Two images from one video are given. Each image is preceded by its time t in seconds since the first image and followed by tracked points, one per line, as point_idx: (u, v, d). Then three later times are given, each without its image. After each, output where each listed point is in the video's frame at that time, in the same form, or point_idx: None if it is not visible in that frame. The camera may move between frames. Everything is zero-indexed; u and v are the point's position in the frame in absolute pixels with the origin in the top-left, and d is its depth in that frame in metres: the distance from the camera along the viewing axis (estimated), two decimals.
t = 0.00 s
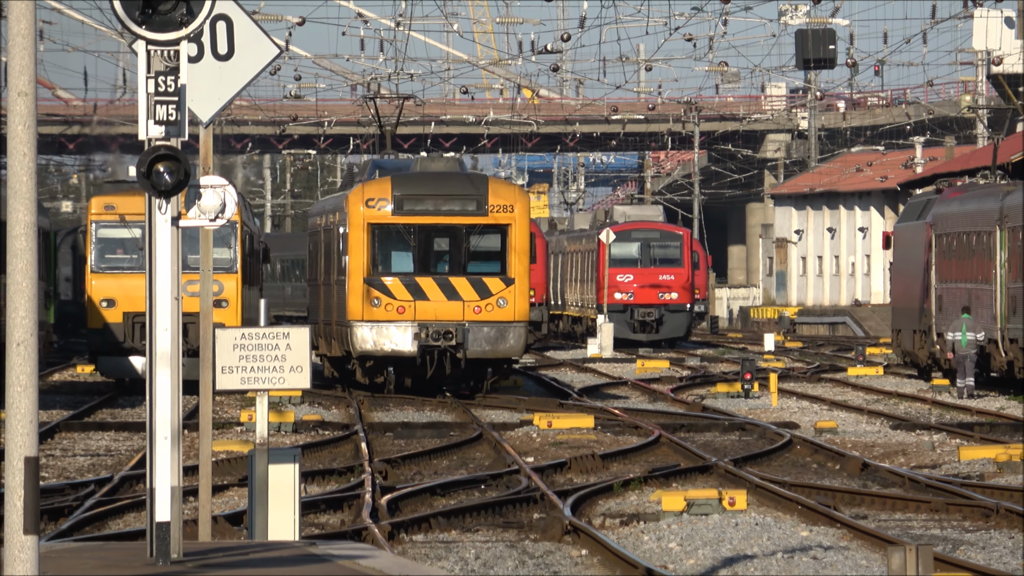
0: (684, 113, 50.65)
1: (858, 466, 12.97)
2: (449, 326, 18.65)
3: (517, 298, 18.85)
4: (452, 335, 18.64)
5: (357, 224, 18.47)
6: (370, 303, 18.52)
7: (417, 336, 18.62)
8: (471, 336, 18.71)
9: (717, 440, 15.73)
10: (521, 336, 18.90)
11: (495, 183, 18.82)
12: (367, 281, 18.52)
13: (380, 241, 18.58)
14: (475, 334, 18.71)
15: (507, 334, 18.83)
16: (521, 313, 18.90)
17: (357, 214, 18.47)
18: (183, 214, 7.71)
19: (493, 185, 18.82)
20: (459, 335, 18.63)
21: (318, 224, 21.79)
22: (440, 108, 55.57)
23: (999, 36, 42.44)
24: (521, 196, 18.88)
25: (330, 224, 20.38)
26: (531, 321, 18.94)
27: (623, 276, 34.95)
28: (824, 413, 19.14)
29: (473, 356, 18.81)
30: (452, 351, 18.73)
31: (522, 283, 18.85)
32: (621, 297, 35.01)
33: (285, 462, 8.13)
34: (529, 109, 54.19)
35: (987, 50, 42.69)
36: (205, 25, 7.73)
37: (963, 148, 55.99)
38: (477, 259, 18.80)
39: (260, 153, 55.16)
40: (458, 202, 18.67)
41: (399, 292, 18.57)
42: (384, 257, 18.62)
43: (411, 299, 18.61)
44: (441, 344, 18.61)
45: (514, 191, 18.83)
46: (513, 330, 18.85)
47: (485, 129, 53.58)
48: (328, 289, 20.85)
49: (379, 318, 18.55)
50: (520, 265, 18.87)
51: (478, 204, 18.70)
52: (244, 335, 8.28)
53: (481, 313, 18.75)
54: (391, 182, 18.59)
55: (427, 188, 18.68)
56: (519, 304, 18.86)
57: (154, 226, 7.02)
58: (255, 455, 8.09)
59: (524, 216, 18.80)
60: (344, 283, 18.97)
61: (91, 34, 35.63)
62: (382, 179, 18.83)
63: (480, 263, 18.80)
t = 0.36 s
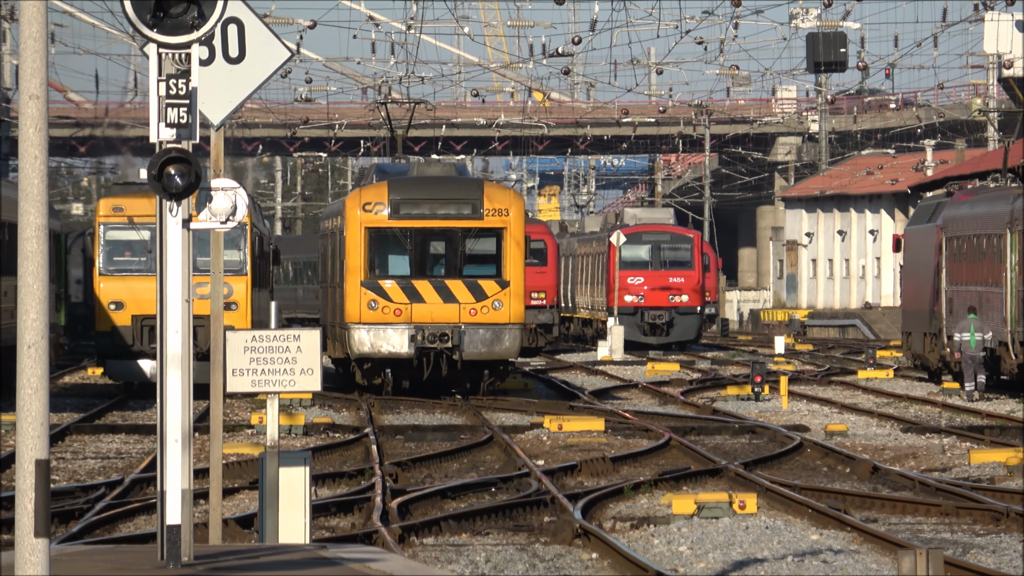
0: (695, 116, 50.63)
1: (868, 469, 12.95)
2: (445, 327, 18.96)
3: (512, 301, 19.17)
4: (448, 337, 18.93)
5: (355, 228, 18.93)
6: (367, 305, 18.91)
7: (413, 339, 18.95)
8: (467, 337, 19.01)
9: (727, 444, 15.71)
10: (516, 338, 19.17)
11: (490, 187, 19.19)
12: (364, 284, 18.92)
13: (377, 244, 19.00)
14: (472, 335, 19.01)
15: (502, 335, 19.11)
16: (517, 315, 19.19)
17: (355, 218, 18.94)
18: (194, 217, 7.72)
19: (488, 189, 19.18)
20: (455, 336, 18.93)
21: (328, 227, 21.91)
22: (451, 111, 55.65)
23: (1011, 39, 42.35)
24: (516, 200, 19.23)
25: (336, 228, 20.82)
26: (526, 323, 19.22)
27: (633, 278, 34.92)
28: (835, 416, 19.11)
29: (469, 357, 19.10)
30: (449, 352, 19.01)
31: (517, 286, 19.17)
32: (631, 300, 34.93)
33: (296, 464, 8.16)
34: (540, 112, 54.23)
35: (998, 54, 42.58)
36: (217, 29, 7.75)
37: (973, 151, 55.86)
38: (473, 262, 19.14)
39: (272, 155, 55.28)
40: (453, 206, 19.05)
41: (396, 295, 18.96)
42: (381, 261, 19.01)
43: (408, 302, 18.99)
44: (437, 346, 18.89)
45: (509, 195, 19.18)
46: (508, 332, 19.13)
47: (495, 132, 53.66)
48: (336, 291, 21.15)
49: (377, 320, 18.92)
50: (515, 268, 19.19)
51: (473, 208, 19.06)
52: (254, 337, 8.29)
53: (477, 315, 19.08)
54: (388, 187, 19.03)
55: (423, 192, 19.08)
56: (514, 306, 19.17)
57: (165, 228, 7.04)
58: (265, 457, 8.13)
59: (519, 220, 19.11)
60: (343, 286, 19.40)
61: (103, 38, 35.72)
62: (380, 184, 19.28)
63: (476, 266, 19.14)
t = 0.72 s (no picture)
0: (698, 119, 50.68)
1: (872, 471, 12.94)
2: (435, 330, 18.97)
3: (503, 304, 19.15)
4: (438, 339, 18.95)
5: (347, 231, 18.98)
6: (359, 308, 18.98)
7: (404, 341, 18.97)
8: (458, 340, 19.01)
9: (731, 446, 15.70)
10: (506, 340, 19.14)
11: (481, 191, 19.19)
12: (356, 287, 18.96)
13: (369, 248, 19.03)
14: (462, 338, 19.01)
15: (492, 338, 19.09)
16: (508, 318, 19.18)
17: (347, 222, 18.98)
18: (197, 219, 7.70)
19: (479, 194, 19.19)
20: (445, 338, 18.94)
21: (330, 230, 21.94)
22: (454, 114, 55.66)
23: (1015, 42, 42.28)
24: (506, 204, 19.22)
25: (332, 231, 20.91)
26: (517, 326, 19.21)
27: (637, 281, 34.79)
28: (838, 419, 19.08)
29: (460, 359, 19.10)
30: (439, 354, 19.02)
31: (508, 289, 19.15)
32: (634, 302, 34.82)
33: (299, 466, 8.13)
34: (543, 115, 54.20)
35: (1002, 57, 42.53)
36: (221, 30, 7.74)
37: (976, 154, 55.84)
38: (464, 265, 19.15)
39: (275, 157, 55.26)
40: (444, 209, 19.06)
41: (387, 297, 18.98)
42: (373, 264, 19.04)
43: (399, 304, 19.01)
44: (428, 348, 18.92)
45: (500, 199, 19.17)
46: (498, 334, 19.12)
47: (499, 135, 53.63)
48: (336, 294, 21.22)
49: (369, 323, 18.98)
50: (505, 271, 19.18)
51: (464, 212, 19.07)
52: (258, 339, 8.29)
53: (468, 318, 19.08)
54: (380, 190, 19.05)
55: (415, 196, 19.08)
56: (505, 309, 19.15)
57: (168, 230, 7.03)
58: (269, 459, 8.10)
59: (509, 223, 19.12)
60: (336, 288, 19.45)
61: (107, 40, 35.88)
62: (372, 188, 19.31)
63: (467, 270, 19.15)
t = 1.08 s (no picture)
0: (702, 120, 50.63)
1: (876, 473, 12.92)
2: (431, 330, 18.98)
3: (498, 304, 19.20)
4: (434, 338, 18.97)
5: (344, 231, 18.94)
6: (356, 307, 18.93)
7: (401, 340, 18.97)
8: (453, 339, 19.04)
9: (735, 447, 15.69)
10: (501, 339, 19.21)
11: (476, 192, 19.25)
12: (353, 286, 18.92)
13: (366, 248, 19.00)
14: (458, 337, 19.03)
15: (487, 337, 19.14)
16: (502, 317, 19.23)
17: (344, 222, 18.94)
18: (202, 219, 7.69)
19: (474, 195, 19.25)
20: (441, 338, 18.95)
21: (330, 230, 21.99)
22: (459, 114, 55.66)
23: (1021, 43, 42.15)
24: (501, 205, 19.28)
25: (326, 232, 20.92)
26: (511, 326, 19.26)
27: (641, 281, 34.74)
28: (842, 420, 19.06)
29: (455, 359, 19.14)
30: (434, 353, 19.06)
31: (502, 289, 19.20)
32: (639, 303, 34.79)
33: (303, 467, 8.11)
34: (547, 115, 54.16)
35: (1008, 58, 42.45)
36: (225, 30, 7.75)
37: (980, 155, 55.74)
38: (459, 266, 19.17)
39: (279, 157, 55.25)
40: (440, 210, 19.09)
41: (384, 297, 18.95)
42: (370, 264, 19.01)
43: (395, 304, 18.98)
44: (424, 347, 18.94)
45: (495, 200, 19.24)
46: (493, 334, 19.16)
47: (503, 134, 53.61)
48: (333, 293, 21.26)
49: (366, 322, 18.94)
50: (500, 271, 19.22)
51: (459, 213, 19.12)
52: (263, 340, 8.28)
53: (463, 317, 19.10)
54: (377, 191, 19.06)
55: (411, 197, 19.10)
56: (500, 309, 19.20)
57: (174, 231, 7.04)
58: (273, 460, 8.07)
59: (504, 224, 19.19)
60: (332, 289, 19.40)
61: (111, 39, 35.86)
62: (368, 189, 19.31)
63: (462, 270, 19.17)
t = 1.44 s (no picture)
0: (701, 121, 50.64)
1: (874, 474, 12.91)
2: (423, 329, 18.96)
3: (488, 304, 19.18)
4: (425, 338, 18.93)
5: (337, 233, 18.98)
6: (348, 307, 18.94)
7: (392, 340, 18.95)
8: (445, 339, 19.00)
9: (733, 448, 15.68)
10: (493, 339, 19.16)
11: (467, 193, 19.24)
12: (346, 287, 18.95)
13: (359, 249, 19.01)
14: (449, 337, 19.00)
15: (479, 337, 19.10)
16: (493, 317, 19.20)
17: (336, 224, 18.98)
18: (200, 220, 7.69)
19: (466, 196, 19.23)
20: (432, 338, 18.91)
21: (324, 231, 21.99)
22: (458, 115, 55.67)
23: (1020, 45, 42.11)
24: (492, 206, 19.26)
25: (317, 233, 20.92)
26: (502, 325, 19.22)
27: (640, 282, 34.77)
28: (840, 422, 19.05)
29: (447, 358, 19.10)
30: (426, 353, 19.02)
31: (493, 289, 19.18)
32: (637, 305, 34.81)
33: (301, 467, 8.10)
34: (545, 115, 54.15)
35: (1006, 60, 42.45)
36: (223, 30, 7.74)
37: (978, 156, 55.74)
38: (450, 266, 19.15)
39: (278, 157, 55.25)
40: (431, 211, 19.09)
41: (376, 297, 18.96)
42: (362, 265, 19.01)
43: (387, 304, 18.99)
44: (415, 347, 18.90)
45: (486, 201, 19.22)
46: (485, 333, 19.12)
47: (502, 135, 53.60)
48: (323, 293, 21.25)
49: (358, 322, 18.95)
50: (491, 272, 19.20)
51: (451, 214, 19.11)
52: (261, 341, 8.27)
53: (455, 317, 19.09)
54: (369, 193, 19.08)
55: (403, 198, 19.12)
56: (490, 309, 19.18)
57: (171, 231, 7.03)
58: (271, 460, 8.06)
59: (495, 224, 19.17)
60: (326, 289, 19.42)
61: (110, 39, 35.89)
62: (361, 191, 19.34)
63: (454, 270, 19.16)
